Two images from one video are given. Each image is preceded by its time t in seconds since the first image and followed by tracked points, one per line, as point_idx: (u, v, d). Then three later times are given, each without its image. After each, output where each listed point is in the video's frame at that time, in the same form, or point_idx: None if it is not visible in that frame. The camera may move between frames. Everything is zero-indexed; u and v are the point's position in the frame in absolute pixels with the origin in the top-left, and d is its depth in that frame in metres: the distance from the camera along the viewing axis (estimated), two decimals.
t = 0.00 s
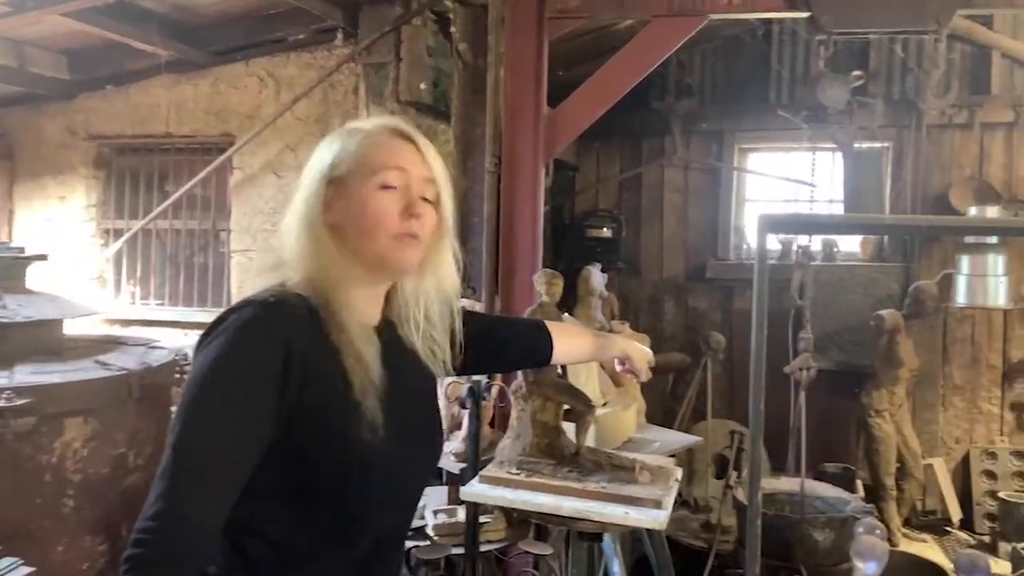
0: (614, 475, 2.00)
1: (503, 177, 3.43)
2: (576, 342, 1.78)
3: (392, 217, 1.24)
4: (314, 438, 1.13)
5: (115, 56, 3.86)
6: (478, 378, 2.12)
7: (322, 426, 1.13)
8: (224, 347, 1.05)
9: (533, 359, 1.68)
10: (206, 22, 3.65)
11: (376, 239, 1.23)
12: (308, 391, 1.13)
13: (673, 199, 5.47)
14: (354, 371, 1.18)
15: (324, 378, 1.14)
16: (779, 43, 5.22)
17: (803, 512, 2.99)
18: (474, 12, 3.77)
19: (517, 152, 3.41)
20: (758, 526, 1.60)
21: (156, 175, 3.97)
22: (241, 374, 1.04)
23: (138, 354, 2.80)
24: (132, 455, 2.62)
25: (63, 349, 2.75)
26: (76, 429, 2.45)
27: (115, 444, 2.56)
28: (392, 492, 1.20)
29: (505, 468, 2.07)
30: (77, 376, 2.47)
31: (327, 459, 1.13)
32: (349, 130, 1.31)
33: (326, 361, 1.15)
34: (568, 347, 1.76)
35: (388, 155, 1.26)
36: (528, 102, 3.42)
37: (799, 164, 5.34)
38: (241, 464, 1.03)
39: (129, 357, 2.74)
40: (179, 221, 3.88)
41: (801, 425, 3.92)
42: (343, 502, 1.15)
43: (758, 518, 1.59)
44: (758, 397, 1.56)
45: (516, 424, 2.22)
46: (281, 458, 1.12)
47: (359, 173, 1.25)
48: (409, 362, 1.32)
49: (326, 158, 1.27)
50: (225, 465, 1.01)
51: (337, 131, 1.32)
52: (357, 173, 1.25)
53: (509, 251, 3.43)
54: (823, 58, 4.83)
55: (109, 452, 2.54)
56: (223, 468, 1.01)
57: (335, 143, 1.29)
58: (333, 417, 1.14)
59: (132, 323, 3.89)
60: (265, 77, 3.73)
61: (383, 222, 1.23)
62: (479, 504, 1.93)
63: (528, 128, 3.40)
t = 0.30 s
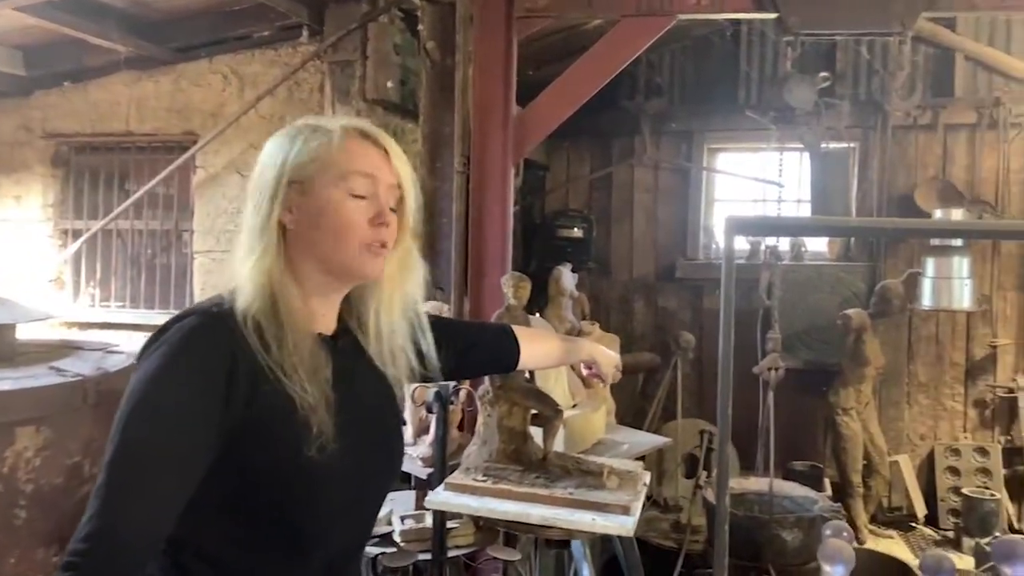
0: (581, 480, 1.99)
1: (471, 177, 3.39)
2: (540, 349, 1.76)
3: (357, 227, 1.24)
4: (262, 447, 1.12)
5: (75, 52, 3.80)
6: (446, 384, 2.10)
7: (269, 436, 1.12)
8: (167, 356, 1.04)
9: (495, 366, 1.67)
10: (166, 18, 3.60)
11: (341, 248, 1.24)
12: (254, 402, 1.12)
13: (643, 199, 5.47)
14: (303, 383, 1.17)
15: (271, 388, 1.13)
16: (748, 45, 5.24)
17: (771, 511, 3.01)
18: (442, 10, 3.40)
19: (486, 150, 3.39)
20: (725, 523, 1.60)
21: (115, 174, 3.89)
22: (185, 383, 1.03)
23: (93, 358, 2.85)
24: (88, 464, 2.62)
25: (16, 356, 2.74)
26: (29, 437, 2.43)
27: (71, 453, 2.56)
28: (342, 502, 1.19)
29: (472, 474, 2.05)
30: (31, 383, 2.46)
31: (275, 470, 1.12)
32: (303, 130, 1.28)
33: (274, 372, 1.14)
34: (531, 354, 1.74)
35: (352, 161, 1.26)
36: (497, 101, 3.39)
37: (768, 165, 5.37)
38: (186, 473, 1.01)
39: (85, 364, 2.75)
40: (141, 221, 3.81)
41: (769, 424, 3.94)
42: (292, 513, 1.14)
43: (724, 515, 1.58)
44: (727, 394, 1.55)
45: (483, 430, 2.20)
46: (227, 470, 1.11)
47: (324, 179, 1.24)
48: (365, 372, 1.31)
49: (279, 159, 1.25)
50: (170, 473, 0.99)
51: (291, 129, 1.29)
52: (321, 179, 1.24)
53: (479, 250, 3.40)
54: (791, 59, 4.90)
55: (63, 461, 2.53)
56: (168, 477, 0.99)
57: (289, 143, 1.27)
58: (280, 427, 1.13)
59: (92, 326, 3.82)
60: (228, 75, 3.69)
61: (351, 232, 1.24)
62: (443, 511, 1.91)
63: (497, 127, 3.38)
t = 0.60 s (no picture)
0: (554, 483, 1.97)
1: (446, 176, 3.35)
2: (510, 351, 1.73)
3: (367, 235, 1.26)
4: (215, 460, 1.05)
5: (38, 46, 3.73)
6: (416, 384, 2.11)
7: (222, 449, 1.05)
8: (115, 361, 0.97)
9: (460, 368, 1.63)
10: (133, 11, 3.54)
11: (349, 255, 1.23)
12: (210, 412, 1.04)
13: (620, 198, 5.47)
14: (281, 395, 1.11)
15: (228, 398, 1.06)
16: (724, 45, 5.23)
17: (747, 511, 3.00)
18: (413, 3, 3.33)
19: (460, 147, 3.36)
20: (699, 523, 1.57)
21: (80, 173, 3.82)
22: (132, 392, 0.96)
23: (53, 361, 2.95)
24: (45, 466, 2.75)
25: None
26: None
27: (29, 457, 2.69)
28: (299, 518, 1.13)
29: (442, 478, 2.02)
30: None
31: (227, 483, 1.06)
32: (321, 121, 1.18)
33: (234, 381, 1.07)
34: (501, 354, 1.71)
35: (365, 166, 1.24)
36: (471, 98, 3.37)
37: (744, 164, 5.37)
38: (128, 486, 0.95)
39: (43, 367, 2.87)
40: (108, 220, 3.75)
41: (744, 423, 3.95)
42: (245, 529, 1.08)
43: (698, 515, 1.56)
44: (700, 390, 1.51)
45: (453, 432, 2.17)
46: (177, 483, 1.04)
47: (354, 184, 1.21)
48: (332, 371, 1.25)
49: (316, 153, 1.13)
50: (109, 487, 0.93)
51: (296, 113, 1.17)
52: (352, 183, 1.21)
53: (453, 250, 3.37)
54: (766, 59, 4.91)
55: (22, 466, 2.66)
56: (107, 491, 0.93)
57: (309, 130, 1.15)
58: (236, 439, 1.06)
59: (57, 327, 3.76)
60: (197, 70, 3.64)
61: (361, 239, 1.25)
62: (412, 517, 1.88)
63: (472, 125, 3.36)
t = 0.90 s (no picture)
0: (524, 486, 1.95)
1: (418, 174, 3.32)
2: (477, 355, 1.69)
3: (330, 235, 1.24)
4: (174, 469, 1.01)
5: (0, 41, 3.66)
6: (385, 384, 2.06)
7: (179, 457, 1.01)
8: (67, 369, 0.93)
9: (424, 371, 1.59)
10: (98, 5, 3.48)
11: (310, 254, 1.21)
12: (170, 418, 1.01)
13: (596, 197, 5.46)
14: (243, 397, 1.07)
15: (191, 404, 1.02)
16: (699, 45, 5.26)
17: (721, 509, 3.00)
18: None
19: (433, 146, 3.34)
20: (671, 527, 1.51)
21: (44, 171, 3.75)
22: (86, 402, 0.93)
23: (12, 362, 2.96)
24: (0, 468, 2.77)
25: None
26: None
27: None
28: (261, 529, 1.11)
29: (409, 482, 1.99)
30: None
31: (182, 492, 1.02)
32: (285, 114, 1.16)
33: (196, 387, 1.03)
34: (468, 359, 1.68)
35: (329, 161, 1.22)
36: (444, 95, 3.34)
37: (719, 162, 5.38)
38: (77, 492, 0.92)
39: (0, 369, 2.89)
40: (72, 219, 3.69)
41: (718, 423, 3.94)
42: (204, 542, 1.05)
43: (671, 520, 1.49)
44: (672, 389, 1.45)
45: (421, 434, 2.16)
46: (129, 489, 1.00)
47: (317, 181, 1.19)
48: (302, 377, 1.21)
49: (277, 145, 1.11)
50: (56, 500, 0.91)
51: (257, 104, 1.15)
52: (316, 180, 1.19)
53: (425, 247, 3.34)
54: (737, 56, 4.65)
55: None
56: (54, 504, 0.91)
57: (271, 122, 1.13)
58: (195, 447, 1.02)
59: (20, 328, 3.70)
60: (164, 66, 3.60)
61: (323, 238, 1.23)
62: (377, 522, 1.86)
63: (445, 122, 3.33)
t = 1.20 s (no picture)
0: (490, 491, 1.94)
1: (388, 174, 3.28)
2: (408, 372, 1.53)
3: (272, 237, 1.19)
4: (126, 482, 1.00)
5: None
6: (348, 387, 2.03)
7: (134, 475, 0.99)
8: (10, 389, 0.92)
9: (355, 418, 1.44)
10: None
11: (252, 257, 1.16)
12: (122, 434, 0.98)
13: (568, 197, 5.45)
14: (195, 407, 1.05)
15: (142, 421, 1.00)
16: (671, 45, 5.27)
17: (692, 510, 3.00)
18: None
19: (403, 145, 3.31)
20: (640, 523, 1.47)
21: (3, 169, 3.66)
22: (29, 421, 0.92)
23: None
24: None
25: None
26: None
27: None
28: (221, 539, 1.09)
29: (372, 488, 1.96)
30: None
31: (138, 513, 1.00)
32: (229, 108, 1.12)
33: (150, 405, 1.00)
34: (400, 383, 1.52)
35: (276, 156, 1.18)
36: (413, 93, 3.31)
37: (691, 163, 5.38)
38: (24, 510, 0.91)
39: None
40: (33, 218, 3.62)
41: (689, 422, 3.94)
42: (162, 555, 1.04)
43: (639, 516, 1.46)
44: (640, 389, 1.42)
45: (385, 438, 2.13)
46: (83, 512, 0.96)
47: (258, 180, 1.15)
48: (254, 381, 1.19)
49: (220, 141, 1.08)
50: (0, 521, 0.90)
51: (199, 96, 1.11)
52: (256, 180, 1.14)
53: (395, 247, 3.31)
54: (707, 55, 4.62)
55: None
56: None
57: (213, 116, 1.09)
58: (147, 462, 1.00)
59: None
60: (126, 61, 3.55)
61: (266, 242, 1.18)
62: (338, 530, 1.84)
63: (414, 121, 3.30)
